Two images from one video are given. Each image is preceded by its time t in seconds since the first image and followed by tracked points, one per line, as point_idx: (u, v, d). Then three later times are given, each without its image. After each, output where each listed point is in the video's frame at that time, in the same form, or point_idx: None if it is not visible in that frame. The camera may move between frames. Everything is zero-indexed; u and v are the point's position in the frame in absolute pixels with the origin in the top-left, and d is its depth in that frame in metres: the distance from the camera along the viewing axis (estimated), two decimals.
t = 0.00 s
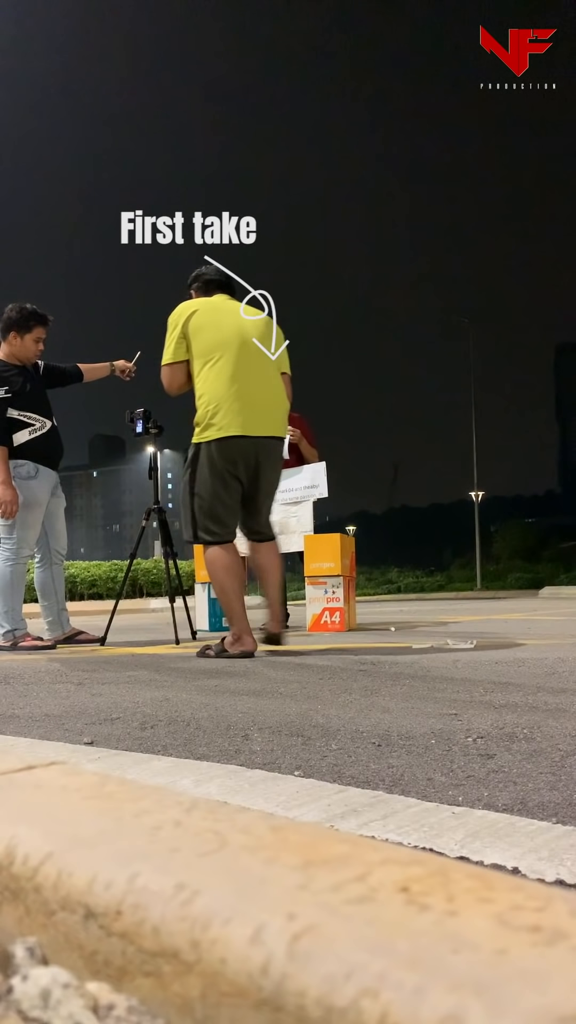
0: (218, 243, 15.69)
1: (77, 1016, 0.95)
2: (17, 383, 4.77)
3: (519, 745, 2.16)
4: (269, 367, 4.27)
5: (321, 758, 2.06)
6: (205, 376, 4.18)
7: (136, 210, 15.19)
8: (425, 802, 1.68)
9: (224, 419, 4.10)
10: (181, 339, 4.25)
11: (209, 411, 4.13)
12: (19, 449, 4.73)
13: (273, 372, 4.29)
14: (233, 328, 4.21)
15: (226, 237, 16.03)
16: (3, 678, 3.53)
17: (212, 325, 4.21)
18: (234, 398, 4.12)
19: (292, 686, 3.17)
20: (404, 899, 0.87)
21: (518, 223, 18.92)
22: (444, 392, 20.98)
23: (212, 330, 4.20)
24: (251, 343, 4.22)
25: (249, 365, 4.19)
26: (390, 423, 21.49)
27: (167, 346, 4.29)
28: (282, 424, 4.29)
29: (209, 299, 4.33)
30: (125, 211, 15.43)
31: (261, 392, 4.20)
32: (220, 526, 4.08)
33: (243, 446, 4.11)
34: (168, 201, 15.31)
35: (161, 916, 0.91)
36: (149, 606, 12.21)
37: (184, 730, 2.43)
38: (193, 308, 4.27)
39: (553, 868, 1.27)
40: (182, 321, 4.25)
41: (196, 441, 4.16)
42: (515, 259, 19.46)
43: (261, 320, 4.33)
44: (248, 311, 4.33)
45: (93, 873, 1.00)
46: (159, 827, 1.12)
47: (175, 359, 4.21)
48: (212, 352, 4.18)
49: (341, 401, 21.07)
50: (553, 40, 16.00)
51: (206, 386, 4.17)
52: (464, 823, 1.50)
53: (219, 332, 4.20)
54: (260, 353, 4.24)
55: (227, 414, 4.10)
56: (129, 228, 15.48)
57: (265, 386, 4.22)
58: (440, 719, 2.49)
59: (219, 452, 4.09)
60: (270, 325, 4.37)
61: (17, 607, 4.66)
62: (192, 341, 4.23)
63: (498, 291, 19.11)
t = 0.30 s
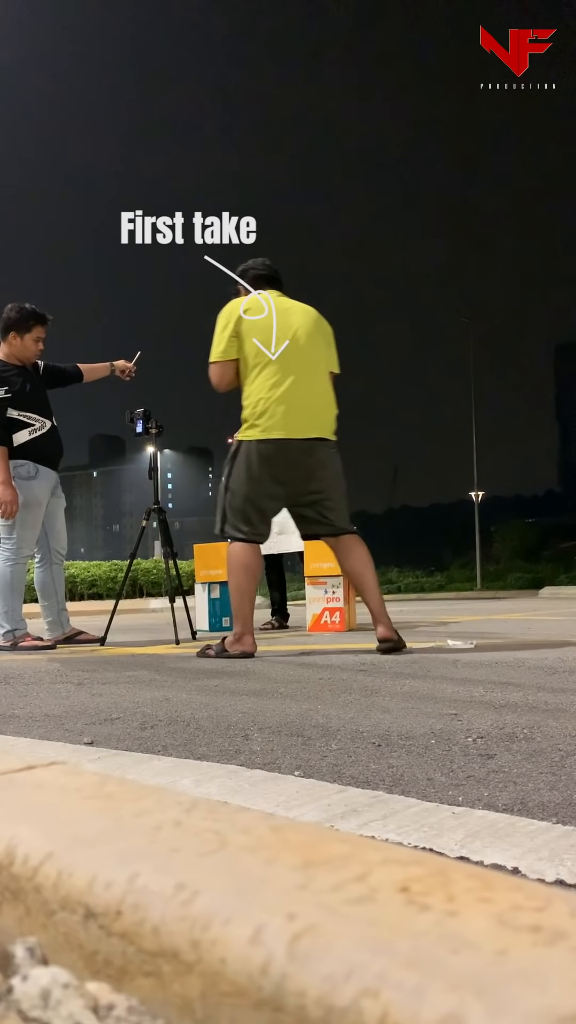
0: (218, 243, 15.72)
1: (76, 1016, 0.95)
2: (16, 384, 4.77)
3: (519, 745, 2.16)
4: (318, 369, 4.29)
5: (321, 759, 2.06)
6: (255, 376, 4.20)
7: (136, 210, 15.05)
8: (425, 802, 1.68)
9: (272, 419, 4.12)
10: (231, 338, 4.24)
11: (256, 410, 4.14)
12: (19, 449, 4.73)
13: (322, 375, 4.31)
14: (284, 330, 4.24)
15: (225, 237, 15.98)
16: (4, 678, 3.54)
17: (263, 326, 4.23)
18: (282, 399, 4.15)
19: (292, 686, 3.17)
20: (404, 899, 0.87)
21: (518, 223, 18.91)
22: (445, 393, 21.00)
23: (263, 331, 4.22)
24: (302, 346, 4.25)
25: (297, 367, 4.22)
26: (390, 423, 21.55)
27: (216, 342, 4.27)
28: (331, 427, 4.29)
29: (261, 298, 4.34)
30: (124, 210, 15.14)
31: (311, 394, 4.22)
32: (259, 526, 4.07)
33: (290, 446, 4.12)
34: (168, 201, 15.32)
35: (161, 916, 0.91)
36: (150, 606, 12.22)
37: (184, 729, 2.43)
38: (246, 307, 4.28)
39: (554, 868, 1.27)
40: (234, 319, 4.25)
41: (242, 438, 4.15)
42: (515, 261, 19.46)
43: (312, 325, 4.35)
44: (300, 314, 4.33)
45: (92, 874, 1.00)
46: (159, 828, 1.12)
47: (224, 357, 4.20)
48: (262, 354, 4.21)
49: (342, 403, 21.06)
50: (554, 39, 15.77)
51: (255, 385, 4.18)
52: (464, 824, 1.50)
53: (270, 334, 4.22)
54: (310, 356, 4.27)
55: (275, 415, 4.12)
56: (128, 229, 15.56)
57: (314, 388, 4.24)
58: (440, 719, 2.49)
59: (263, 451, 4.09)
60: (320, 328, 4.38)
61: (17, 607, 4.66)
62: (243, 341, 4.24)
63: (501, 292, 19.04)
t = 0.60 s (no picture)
0: (217, 243, 16.19)
1: (76, 1016, 0.95)
2: (16, 383, 4.77)
3: (519, 745, 2.16)
4: (385, 373, 4.37)
5: (321, 759, 2.06)
6: (324, 380, 4.29)
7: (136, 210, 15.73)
8: (425, 802, 1.68)
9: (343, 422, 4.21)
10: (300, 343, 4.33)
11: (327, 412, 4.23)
12: (19, 449, 4.73)
13: (389, 378, 4.40)
14: (352, 335, 4.32)
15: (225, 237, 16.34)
16: (4, 678, 3.54)
17: (332, 330, 4.31)
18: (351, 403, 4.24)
19: (292, 686, 3.17)
20: (404, 899, 0.87)
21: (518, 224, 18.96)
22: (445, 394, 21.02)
23: (332, 336, 4.31)
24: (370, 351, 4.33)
25: (365, 371, 4.30)
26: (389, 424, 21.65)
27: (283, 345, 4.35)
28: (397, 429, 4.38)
29: (328, 303, 4.42)
30: (125, 210, 15.88)
31: (379, 397, 4.30)
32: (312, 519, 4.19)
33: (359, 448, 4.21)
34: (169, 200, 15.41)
35: (161, 917, 0.91)
36: (150, 606, 12.26)
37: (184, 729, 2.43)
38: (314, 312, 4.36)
39: (553, 868, 1.27)
40: (302, 324, 4.34)
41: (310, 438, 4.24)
42: (515, 261, 19.50)
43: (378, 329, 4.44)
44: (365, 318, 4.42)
45: (92, 874, 1.00)
46: (159, 828, 1.12)
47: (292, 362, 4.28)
48: (331, 357, 4.29)
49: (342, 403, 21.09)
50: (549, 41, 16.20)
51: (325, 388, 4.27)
52: (464, 824, 1.50)
53: (338, 338, 4.31)
54: (377, 360, 4.35)
55: (346, 418, 4.21)
56: (129, 229, 15.81)
57: (382, 391, 4.32)
58: (440, 719, 2.49)
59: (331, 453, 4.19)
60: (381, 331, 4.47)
61: (16, 607, 4.66)
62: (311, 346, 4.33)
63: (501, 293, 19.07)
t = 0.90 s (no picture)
0: (218, 243, 16.02)
1: (76, 1016, 0.95)
2: (16, 384, 4.77)
3: (519, 745, 2.16)
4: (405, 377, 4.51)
5: (321, 759, 2.06)
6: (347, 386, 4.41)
7: (136, 210, 15.58)
8: (425, 802, 1.68)
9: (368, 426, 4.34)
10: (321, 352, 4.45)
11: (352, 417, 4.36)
12: (19, 449, 4.73)
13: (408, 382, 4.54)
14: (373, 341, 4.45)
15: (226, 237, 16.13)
16: (4, 677, 3.54)
17: (354, 338, 4.44)
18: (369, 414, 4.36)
19: (292, 686, 3.17)
20: (403, 899, 0.87)
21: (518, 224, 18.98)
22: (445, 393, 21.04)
23: (354, 344, 4.43)
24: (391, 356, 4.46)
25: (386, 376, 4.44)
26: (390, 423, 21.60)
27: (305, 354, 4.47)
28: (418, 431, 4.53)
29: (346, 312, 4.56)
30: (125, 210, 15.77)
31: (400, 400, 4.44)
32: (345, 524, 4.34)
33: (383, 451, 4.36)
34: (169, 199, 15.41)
35: (161, 916, 0.91)
36: (150, 606, 12.23)
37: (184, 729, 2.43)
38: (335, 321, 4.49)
39: (553, 868, 1.27)
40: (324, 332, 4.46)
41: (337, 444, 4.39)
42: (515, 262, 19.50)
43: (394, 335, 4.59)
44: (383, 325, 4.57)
45: (93, 873, 1.00)
46: (159, 828, 1.12)
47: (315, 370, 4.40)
48: (354, 364, 4.42)
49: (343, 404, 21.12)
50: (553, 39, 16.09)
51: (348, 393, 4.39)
52: (464, 824, 1.50)
53: (360, 345, 4.44)
54: (397, 364, 4.48)
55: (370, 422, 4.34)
56: (129, 229, 15.76)
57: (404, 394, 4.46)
58: (440, 719, 2.49)
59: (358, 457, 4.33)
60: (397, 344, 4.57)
61: (16, 607, 4.66)
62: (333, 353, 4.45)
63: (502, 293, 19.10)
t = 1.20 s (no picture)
0: (218, 243, 16.03)
1: (76, 1016, 0.95)
2: (16, 383, 4.77)
3: (519, 745, 2.16)
4: (403, 384, 4.57)
5: (321, 758, 2.06)
6: (344, 401, 4.53)
7: (136, 210, 15.55)
8: (425, 802, 1.68)
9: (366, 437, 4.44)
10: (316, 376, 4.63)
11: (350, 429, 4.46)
12: (18, 449, 4.73)
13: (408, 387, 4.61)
14: (367, 355, 4.56)
15: (225, 237, 16.26)
16: (3, 677, 3.53)
17: (345, 355, 4.57)
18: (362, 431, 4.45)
19: (292, 686, 3.17)
20: (404, 899, 0.87)
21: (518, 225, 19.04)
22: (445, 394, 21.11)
23: (347, 361, 4.56)
24: (386, 365, 4.55)
25: (383, 385, 4.52)
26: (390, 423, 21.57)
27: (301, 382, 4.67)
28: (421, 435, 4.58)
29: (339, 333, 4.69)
30: (124, 209, 15.53)
31: (399, 406, 4.51)
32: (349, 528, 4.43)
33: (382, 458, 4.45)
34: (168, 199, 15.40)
35: (161, 916, 0.91)
36: (151, 606, 12.22)
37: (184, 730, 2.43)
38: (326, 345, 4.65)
39: (554, 868, 1.27)
40: (316, 358, 4.63)
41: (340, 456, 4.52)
42: (516, 261, 19.48)
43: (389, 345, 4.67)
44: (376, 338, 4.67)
45: (93, 873, 1.00)
46: (159, 828, 1.12)
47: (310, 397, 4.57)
48: (349, 380, 4.53)
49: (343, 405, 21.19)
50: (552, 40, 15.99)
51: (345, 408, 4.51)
52: (464, 824, 1.49)
53: (353, 361, 4.55)
54: (393, 373, 4.56)
55: (367, 432, 4.43)
56: (128, 229, 15.73)
57: (402, 400, 4.53)
58: (440, 719, 2.49)
59: (358, 467, 4.45)
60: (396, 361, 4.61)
61: (16, 607, 4.65)
62: (327, 375, 4.60)
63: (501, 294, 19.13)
